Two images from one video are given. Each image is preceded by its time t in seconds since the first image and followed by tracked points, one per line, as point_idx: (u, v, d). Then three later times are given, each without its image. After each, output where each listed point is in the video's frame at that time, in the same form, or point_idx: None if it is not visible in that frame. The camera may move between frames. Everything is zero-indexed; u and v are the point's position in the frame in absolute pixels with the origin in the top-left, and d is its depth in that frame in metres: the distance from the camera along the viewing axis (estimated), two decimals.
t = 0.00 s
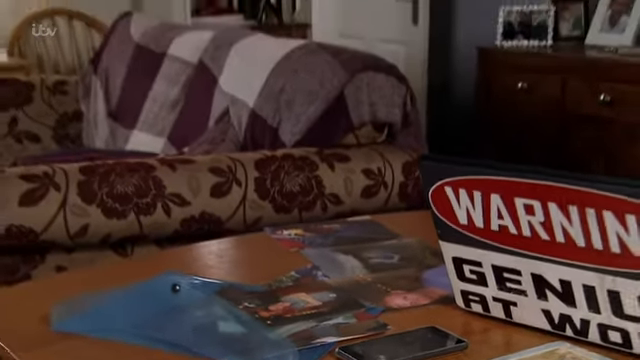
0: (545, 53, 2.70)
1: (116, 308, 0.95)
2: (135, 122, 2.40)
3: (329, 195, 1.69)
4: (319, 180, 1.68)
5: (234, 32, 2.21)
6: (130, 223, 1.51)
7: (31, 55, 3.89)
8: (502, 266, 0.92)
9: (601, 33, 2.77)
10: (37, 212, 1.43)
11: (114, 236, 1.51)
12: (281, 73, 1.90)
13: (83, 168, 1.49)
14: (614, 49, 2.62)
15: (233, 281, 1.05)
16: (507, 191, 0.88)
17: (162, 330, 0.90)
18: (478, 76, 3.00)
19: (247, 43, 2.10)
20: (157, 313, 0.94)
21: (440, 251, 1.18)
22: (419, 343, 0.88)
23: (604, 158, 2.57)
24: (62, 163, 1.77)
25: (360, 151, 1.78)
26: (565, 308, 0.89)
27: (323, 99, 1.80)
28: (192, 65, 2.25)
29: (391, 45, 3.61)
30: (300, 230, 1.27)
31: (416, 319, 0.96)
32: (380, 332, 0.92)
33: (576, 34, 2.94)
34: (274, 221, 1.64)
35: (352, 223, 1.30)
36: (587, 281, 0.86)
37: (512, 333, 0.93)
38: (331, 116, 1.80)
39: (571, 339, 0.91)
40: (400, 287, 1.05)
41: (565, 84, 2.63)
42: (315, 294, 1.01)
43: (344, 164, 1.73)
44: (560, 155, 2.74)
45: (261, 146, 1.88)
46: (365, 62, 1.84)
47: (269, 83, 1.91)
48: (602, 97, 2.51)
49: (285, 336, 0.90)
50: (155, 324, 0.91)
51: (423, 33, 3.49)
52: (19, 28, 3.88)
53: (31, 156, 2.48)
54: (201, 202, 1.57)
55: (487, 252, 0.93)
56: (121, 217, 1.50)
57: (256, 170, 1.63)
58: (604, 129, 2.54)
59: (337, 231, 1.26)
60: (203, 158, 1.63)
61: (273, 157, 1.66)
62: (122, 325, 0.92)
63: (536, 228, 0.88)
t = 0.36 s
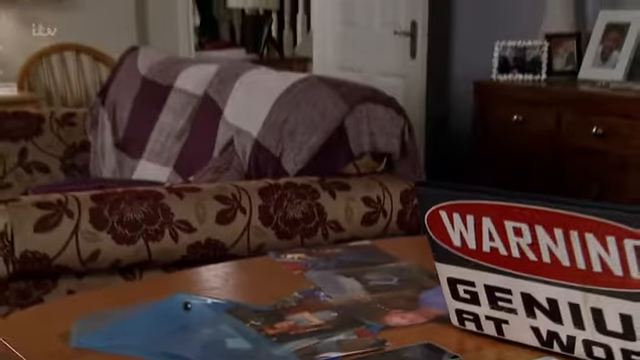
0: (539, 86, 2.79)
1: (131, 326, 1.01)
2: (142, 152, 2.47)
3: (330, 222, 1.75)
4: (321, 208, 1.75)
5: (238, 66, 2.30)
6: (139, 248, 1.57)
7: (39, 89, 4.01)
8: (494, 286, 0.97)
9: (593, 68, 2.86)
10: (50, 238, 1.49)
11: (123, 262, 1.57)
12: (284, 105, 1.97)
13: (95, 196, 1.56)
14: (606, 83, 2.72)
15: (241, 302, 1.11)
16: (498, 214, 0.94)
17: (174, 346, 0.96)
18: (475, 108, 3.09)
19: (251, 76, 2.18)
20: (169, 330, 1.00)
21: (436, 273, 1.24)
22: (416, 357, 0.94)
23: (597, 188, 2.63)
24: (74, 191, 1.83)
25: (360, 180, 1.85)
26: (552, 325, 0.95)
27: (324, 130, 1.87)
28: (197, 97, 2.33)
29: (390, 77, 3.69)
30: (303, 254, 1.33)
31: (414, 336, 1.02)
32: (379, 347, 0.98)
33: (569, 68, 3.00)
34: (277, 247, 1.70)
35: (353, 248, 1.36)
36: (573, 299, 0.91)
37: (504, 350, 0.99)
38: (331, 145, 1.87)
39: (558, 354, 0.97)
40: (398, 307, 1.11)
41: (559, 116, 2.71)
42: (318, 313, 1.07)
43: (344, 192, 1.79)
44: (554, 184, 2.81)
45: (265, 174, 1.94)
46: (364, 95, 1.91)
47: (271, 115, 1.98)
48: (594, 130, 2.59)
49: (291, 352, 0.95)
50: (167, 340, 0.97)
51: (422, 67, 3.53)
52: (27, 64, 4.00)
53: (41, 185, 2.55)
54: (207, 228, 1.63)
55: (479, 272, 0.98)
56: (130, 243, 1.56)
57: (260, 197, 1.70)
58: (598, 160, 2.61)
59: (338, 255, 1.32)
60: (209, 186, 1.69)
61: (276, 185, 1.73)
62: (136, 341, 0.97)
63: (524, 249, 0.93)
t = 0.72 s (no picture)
0: (534, 116, 2.87)
1: (144, 340, 1.06)
2: (147, 179, 2.54)
3: (330, 245, 1.82)
4: (322, 231, 1.81)
5: (241, 95, 2.38)
6: (146, 271, 1.63)
7: (45, 118, 4.08)
8: (486, 302, 1.03)
9: (586, 97, 2.94)
10: (61, 261, 1.55)
11: (131, 284, 1.63)
12: (286, 133, 2.05)
13: (104, 220, 1.62)
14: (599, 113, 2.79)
15: (247, 320, 1.16)
16: (488, 235, 0.99)
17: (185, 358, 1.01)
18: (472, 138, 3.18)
19: (254, 105, 2.26)
20: (179, 345, 1.05)
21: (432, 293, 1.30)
22: None
23: (590, 215, 2.69)
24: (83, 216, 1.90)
25: (359, 205, 1.92)
26: (540, 339, 1.00)
27: (325, 156, 1.93)
28: (201, 125, 2.41)
29: (389, 106, 3.76)
30: (304, 275, 1.39)
31: (410, 351, 1.08)
32: None
33: (562, 98, 3.09)
34: (279, 270, 1.76)
35: (352, 269, 1.42)
36: (558, 314, 0.97)
37: None
38: (331, 172, 1.93)
39: None
40: (396, 324, 1.17)
41: (552, 145, 2.79)
42: (320, 330, 1.13)
43: (344, 217, 1.86)
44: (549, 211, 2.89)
45: (267, 200, 2.01)
46: (363, 123, 1.98)
47: (273, 142, 2.05)
48: (586, 158, 2.65)
49: None
50: (179, 354, 1.02)
51: (419, 97, 3.59)
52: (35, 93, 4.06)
53: (49, 212, 2.61)
54: (212, 251, 1.69)
55: (472, 290, 1.04)
56: (138, 265, 1.62)
57: (263, 221, 1.76)
58: (591, 187, 2.67)
59: (338, 276, 1.38)
60: (214, 211, 1.76)
61: (278, 209, 1.80)
62: (148, 354, 1.02)
63: (513, 268, 0.98)
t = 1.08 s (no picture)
0: (528, 138, 2.95)
1: (152, 351, 1.11)
2: (150, 199, 2.60)
3: (330, 263, 1.87)
4: (322, 249, 1.87)
5: (243, 118, 2.44)
6: (152, 287, 1.68)
7: (51, 140, 4.18)
8: (478, 314, 1.08)
9: (578, 121, 3.01)
10: (69, 277, 1.60)
11: (137, 300, 1.68)
12: (287, 154, 2.11)
13: (111, 238, 1.67)
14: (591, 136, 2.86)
15: (251, 332, 1.22)
16: (480, 250, 1.04)
17: None
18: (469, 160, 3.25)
19: (255, 127, 2.32)
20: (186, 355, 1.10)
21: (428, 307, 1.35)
22: None
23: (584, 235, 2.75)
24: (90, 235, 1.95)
25: (358, 224, 1.99)
26: (530, 349, 1.04)
27: (325, 176, 1.99)
28: (205, 147, 2.49)
29: (388, 129, 3.83)
30: (306, 290, 1.45)
31: None
32: None
33: (556, 122, 3.15)
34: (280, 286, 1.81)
35: (352, 285, 1.48)
36: (546, 324, 1.01)
37: None
38: (330, 192, 1.99)
39: None
40: (393, 336, 1.22)
41: (546, 167, 2.85)
42: (321, 341, 1.18)
43: (343, 235, 1.92)
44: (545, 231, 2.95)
45: (268, 218, 2.06)
46: (362, 145, 2.05)
47: (274, 163, 2.12)
48: (580, 179, 2.71)
49: None
50: None
51: (417, 119, 3.65)
52: (40, 116, 4.11)
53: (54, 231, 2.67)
54: (215, 269, 1.75)
55: (465, 302, 1.09)
56: (143, 282, 1.67)
57: (264, 239, 1.82)
58: (585, 208, 2.73)
59: (338, 291, 1.43)
60: (217, 230, 1.82)
61: (280, 228, 1.86)
62: None
63: (503, 280, 1.03)
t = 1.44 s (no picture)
0: (522, 157, 3.01)
1: None
2: (153, 217, 2.65)
3: (329, 278, 1.93)
4: (321, 265, 1.92)
5: (244, 137, 2.50)
6: (156, 302, 1.73)
7: (55, 159, 4.24)
8: (471, 324, 0.95)
9: (573, 141, 3.07)
10: (77, 292, 1.65)
11: (141, 314, 1.73)
12: (287, 172, 2.16)
13: (117, 254, 1.73)
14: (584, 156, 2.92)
15: (255, 342, 1.27)
16: (473, 262, 0.92)
17: None
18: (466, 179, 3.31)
19: (257, 146, 2.38)
20: None
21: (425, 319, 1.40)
22: None
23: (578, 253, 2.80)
24: (95, 251, 2.00)
25: (357, 240, 2.04)
26: None
27: (324, 194, 2.05)
28: (206, 165, 2.55)
29: (386, 149, 3.89)
30: (306, 304, 1.50)
31: None
32: None
33: (551, 141, 3.22)
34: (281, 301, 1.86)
35: (351, 299, 1.52)
36: (536, 334, 0.89)
37: None
38: (329, 209, 2.05)
39: None
40: (391, 347, 1.27)
41: (541, 186, 2.91)
42: (321, 352, 1.23)
43: (342, 251, 1.97)
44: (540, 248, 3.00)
45: (270, 235, 2.12)
46: (361, 163, 2.10)
47: (275, 181, 2.17)
48: (574, 198, 2.77)
49: None
50: None
51: (414, 140, 3.71)
52: (44, 136, 4.17)
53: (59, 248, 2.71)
54: (218, 283, 1.80)
55: (457, 313, 0.96)
56: (148, 296, 1.72)
57: (265, 256, 1.87)
58: (579, 226, 2.78)
59: (337, 304, 1.48)
60: (220, 246, 1.87)
61: (281, 244, 1.91)
62: None
63: (496, 293, 0.91)
